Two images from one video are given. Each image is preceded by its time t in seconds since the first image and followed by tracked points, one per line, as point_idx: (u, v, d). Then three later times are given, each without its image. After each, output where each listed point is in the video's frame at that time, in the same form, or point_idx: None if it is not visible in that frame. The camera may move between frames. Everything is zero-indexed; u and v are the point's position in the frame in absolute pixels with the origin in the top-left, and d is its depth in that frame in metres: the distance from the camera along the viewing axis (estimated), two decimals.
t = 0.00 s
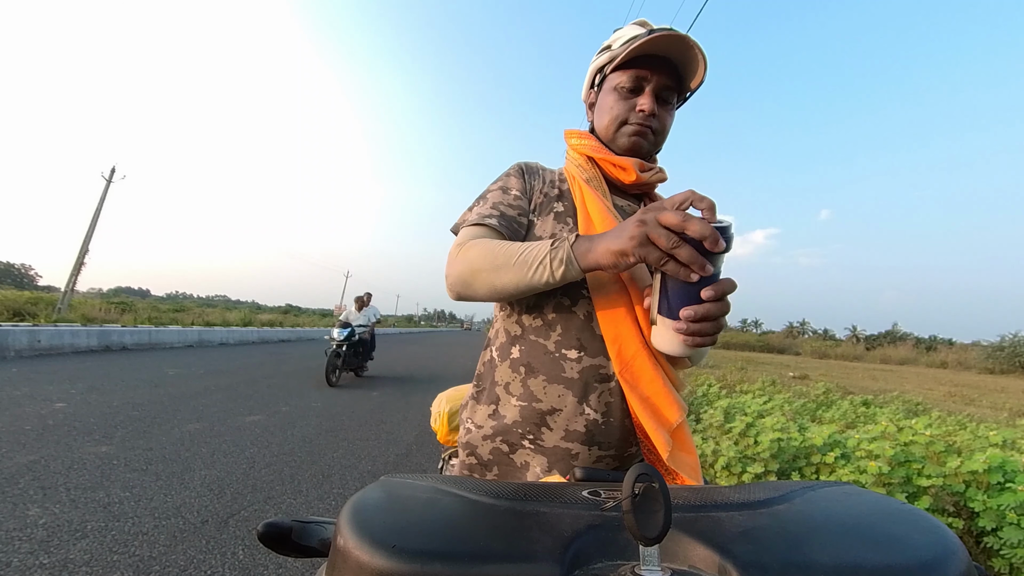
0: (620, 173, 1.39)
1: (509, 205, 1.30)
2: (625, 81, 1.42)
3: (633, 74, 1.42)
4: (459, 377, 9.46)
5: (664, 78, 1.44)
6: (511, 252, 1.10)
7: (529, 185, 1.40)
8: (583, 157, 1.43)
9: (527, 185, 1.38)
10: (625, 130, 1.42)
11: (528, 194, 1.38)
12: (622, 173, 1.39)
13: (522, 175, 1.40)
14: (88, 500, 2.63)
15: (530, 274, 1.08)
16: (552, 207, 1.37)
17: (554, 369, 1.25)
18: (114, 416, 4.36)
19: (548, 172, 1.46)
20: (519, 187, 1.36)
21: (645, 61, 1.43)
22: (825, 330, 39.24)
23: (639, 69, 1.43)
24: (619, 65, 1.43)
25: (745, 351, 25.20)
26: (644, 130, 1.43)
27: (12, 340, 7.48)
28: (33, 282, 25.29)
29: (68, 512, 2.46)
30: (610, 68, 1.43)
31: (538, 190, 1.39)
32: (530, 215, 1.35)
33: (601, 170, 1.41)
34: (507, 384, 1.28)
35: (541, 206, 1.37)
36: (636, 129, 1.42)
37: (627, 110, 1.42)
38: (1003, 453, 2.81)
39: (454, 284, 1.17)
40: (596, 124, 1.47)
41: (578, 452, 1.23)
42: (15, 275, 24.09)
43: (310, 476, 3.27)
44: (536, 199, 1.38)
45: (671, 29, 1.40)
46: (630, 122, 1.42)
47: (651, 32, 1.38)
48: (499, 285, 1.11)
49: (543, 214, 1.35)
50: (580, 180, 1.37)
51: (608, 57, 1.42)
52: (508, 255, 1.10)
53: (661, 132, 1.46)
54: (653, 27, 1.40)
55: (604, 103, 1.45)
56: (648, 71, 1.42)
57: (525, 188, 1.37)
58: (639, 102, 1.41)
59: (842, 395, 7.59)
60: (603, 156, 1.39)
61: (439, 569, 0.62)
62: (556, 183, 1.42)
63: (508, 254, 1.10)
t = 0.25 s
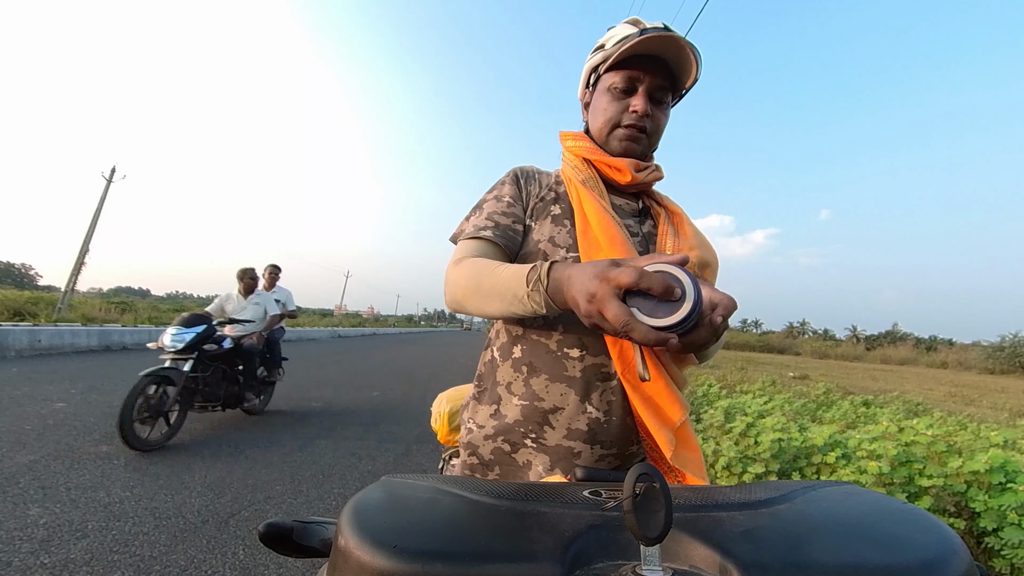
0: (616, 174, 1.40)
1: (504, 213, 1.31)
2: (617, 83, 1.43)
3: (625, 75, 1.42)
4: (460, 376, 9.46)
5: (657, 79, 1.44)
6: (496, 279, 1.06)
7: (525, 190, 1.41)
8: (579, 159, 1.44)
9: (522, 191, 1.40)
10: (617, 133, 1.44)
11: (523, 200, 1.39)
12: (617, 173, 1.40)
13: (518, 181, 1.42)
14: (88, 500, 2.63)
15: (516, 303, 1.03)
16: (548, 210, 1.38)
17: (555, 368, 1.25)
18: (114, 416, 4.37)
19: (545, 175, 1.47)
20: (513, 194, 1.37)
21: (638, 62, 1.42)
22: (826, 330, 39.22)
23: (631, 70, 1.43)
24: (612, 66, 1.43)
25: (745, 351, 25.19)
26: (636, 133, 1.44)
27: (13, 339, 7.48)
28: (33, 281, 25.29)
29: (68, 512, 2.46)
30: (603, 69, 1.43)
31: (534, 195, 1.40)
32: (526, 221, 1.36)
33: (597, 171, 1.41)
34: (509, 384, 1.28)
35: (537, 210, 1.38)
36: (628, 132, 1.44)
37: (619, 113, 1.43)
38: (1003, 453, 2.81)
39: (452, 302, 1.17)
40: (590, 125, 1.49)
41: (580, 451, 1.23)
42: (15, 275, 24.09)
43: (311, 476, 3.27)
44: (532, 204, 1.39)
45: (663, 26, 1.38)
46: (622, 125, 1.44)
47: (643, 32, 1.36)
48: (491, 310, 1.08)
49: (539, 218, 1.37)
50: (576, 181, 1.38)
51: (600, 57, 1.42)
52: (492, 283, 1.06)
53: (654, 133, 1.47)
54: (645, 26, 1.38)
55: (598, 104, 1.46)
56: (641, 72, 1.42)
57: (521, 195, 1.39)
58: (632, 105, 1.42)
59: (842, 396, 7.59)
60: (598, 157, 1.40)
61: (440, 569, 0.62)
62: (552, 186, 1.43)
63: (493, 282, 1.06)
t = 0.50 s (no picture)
0: (611, 168, 1.40)
1: (495, 219, 1.35)
2: (602, 77, 1.46)
3: (610, 68, 1.45)
4: (460, 377, 9.46)
5: (642, 68, 1.46)
6: (484, 288, 1.10)
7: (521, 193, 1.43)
8: (575, 158, 1.45)
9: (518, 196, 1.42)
10: (607, 124, 1.45)
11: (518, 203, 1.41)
12: (613, 168, 1.40)
13: (514, 186, 1.44)
14: (89, 500, 2.63)
15: (500, 313, 1.08)
16: (543, 211, 1.38)
17: (553, 369, 1.25)
18: (114, 416, 4.37)
19: (542, 177, 1.48)
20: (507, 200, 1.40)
21: (621, 55, 1.45)
22: (826, 330, 39.21)
23: (615, 64, 1.46)
24: (596, 64, 1.47)
25: (746, 351, 25.18)
26: (628, 122, 1.45)
27: (13, 339, 7.48)
28: (33, 282, 25.29)
29: (69, 512, 2.46)
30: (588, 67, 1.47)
31: (530, 197, 1.42)
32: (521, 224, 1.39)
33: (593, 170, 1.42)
34: (508, 384, 1.28)
35: (533, 211, 1.39)
36: (620, 122, 1.44)
37: (608, 106, 1.45)
38: (1003, 453, 2.81)
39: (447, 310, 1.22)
40: (582, 123, 1.51)
41: (580, 451, 1.23)
42: (15, 275, 24.10)
43: (311, 476, 3.27)
44: (527, 206, 1.41)
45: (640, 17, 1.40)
46: (613, 117, 1.45)
47: (618, 26, 1.39)
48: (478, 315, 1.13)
49: (534, 219, 1.38)
50: (571, 181, 1.39)
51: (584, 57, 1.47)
52: (479, 293, 1.11)
53: (648, 121, 1.47)
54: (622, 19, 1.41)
55: (588, 101, 1.49)
56: (624, 64, 1.45)
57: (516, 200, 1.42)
58: (619, 95, 1.44)
59: (843, 396, 7.59)
60: (593, 153, 1.41)
61: (440, 569, 0.62)
62: (548, 187, 1.44)
63: (480, 293, 1.10)
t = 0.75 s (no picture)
0: (604, 167, 1.41)
1: (488, 228, 1.39)
2: (590, 77, 1.47)
3: (598, 69, 1.46)
4: (459, 377, 9.46)
5: (630, 66, 1.46)
6: (465, 300, 1.20)
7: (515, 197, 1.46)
8: (569, 159, 1.46)
9: (512, 201, 1.45)
10: (597, 123, 1.46)
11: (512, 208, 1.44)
12: (606, 166, 1.41)
13: (508, 191, 1.47)
14: (89, 500, 2.63)
15: (480, 323, 1.18)
16: (538, 214, 1.41)
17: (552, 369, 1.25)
18: (115, 416, 4.37)
19: (538, 179, 1.50)
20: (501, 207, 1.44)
21: (607, 54, 1.46)
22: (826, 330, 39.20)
23: (602, 63, 1.46)
24: (585, 65, 1.48)
25: (746, 351, 25.19)
26: (618, 120, 1.45)
27: (13, 339, 7.49)
28: (33, 282, 25.30)
29: (69, 512, 2.47)
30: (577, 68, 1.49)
31: (524, 201, 1.44)
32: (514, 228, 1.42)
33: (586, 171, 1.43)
34: (507, 385, 1.28)
35: (528, 215, 1.42)
36: (610, 120, 1.45)
37: (597, 105, 1.46)
38: (1002, 453, 2.81)
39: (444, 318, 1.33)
40: (573, 125, 1.52)
41: (579, 451, 1.23)
42: (15, 275, 24.11)
43: (311, 476, 3.27)
44: (522, 210, 1.43)
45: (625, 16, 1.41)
46: (602, 115, 1.45)
47: (602, 26, 1.40)
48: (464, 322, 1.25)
49: (529, 223, 1.40)
50: (565, 182, 1.39)
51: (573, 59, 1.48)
52: (461, 305, 1.21)
53: (638, 118, 1.46)
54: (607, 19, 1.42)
55: (578, 102, 1.50)
56: (611, 63, 1.46)
57: (510, 205, 1.45)
58: (608, 94, 1.45)
59: (842, 396, 7.59)
60: (586, 153, 1.42)
61: (440, 569, 0.62)
62: (544, 190, 1.45)
63: (462, 305, 1.21)
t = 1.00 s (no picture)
0: (602, 166, 1.42)
1: (482, 236, 1.43)
2: (584, 77, 1.48)
3: (591, 68, 1.47)
4: (459, 377, 9.46)
5: (623, 65, 1.46)
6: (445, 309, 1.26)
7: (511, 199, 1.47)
8: (566, 160, 1.47)
9: (507, 206, 1.46)
10: (592, 122, 1.46)
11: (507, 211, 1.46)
12: (604, 166, 1.41)
13: (502, 197, 1.48)
14: (89, 500, 2.63)
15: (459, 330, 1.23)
16: (536, 216, 1.41)
17: (552, 370, 1.26)
18: (115, 416, 4.37)
19: (535, 180, 1.50)
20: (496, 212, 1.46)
21: (600, 54, 1.46)
22: (826, 330, 39.21)
23: (595, 63, 1.47)
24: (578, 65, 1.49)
25: (746, 351, 25.19)
26: (613, 118, 1.45)
27: (14, 339, 7.48)
28: (34, 282, 25.31)
29: (69, 512, 2.47)
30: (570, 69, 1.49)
31: (520, 204, 1.45)
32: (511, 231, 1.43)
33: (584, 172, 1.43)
34: (507, 385, 1.28)
35: (525, 217, 1.42)
36: (605, 119, 1.45)
37: (592, 104, 1.46)
38: (1002, 453, 2.81)
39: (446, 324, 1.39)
40: (569, 125, 1.53)
41: (578, 452, 1.23)
42: (15, 275, 24.12)
43: (311, 476, 3.27)
44: (519, 212, 1.44)
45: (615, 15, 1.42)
46: (597, 114, 1.45)
47: (593, 26, 1.41)
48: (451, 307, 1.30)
49: (525, 225, 1.41)
50: (563, 183, 1.39)
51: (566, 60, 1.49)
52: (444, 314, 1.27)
53: (634, 115, 1.46)
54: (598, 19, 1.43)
55: (573, 102, 1.51)
56: (604, 62, 1.46)
57: (506, 210, 1.46)
58: (602, 93, 1.45)
59: (843, 396, 7.59)
60: (583, 153, 1.43)
61: (440, 569, 0.62)
62: (541, 191, 1.46)
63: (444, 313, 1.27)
